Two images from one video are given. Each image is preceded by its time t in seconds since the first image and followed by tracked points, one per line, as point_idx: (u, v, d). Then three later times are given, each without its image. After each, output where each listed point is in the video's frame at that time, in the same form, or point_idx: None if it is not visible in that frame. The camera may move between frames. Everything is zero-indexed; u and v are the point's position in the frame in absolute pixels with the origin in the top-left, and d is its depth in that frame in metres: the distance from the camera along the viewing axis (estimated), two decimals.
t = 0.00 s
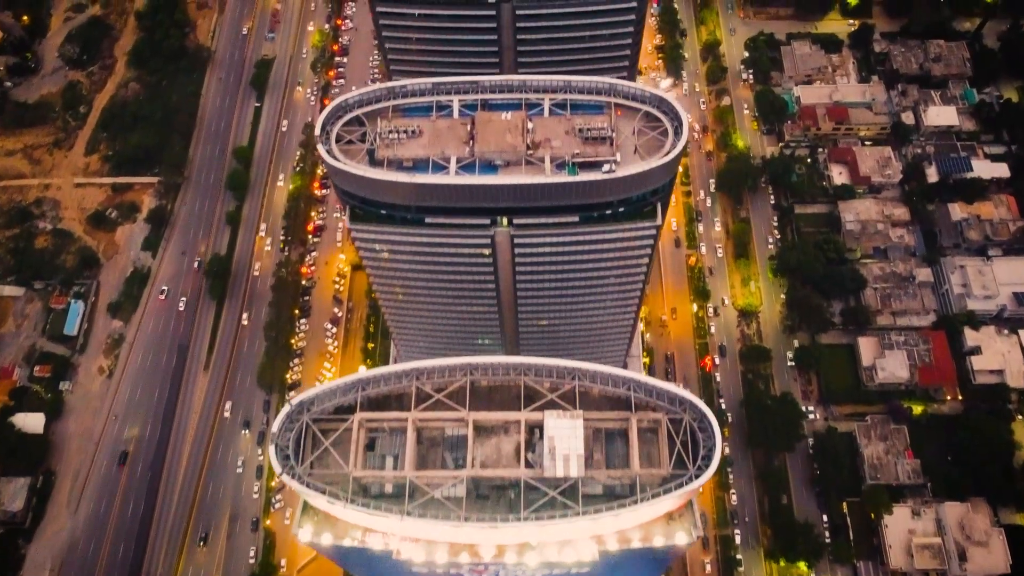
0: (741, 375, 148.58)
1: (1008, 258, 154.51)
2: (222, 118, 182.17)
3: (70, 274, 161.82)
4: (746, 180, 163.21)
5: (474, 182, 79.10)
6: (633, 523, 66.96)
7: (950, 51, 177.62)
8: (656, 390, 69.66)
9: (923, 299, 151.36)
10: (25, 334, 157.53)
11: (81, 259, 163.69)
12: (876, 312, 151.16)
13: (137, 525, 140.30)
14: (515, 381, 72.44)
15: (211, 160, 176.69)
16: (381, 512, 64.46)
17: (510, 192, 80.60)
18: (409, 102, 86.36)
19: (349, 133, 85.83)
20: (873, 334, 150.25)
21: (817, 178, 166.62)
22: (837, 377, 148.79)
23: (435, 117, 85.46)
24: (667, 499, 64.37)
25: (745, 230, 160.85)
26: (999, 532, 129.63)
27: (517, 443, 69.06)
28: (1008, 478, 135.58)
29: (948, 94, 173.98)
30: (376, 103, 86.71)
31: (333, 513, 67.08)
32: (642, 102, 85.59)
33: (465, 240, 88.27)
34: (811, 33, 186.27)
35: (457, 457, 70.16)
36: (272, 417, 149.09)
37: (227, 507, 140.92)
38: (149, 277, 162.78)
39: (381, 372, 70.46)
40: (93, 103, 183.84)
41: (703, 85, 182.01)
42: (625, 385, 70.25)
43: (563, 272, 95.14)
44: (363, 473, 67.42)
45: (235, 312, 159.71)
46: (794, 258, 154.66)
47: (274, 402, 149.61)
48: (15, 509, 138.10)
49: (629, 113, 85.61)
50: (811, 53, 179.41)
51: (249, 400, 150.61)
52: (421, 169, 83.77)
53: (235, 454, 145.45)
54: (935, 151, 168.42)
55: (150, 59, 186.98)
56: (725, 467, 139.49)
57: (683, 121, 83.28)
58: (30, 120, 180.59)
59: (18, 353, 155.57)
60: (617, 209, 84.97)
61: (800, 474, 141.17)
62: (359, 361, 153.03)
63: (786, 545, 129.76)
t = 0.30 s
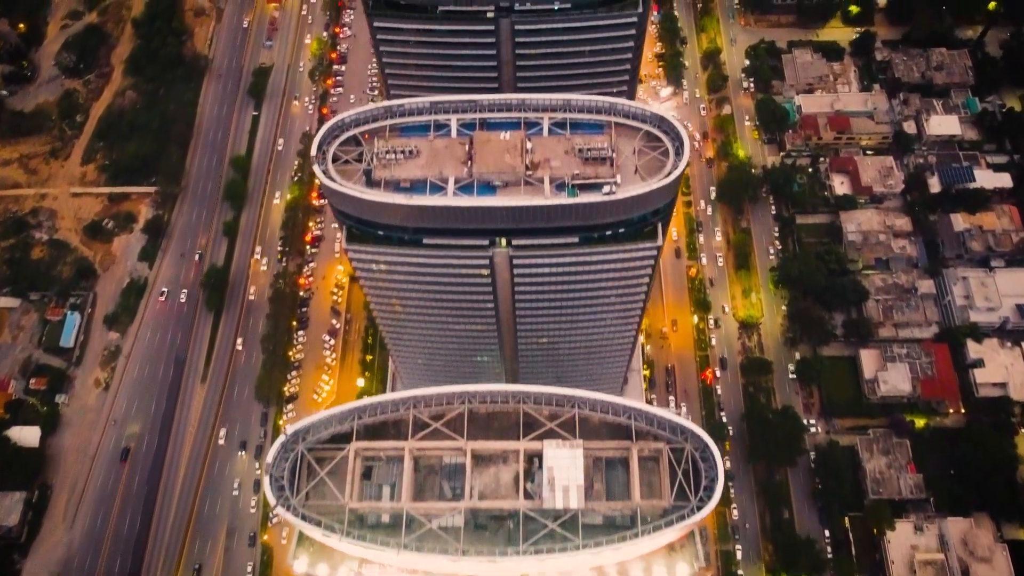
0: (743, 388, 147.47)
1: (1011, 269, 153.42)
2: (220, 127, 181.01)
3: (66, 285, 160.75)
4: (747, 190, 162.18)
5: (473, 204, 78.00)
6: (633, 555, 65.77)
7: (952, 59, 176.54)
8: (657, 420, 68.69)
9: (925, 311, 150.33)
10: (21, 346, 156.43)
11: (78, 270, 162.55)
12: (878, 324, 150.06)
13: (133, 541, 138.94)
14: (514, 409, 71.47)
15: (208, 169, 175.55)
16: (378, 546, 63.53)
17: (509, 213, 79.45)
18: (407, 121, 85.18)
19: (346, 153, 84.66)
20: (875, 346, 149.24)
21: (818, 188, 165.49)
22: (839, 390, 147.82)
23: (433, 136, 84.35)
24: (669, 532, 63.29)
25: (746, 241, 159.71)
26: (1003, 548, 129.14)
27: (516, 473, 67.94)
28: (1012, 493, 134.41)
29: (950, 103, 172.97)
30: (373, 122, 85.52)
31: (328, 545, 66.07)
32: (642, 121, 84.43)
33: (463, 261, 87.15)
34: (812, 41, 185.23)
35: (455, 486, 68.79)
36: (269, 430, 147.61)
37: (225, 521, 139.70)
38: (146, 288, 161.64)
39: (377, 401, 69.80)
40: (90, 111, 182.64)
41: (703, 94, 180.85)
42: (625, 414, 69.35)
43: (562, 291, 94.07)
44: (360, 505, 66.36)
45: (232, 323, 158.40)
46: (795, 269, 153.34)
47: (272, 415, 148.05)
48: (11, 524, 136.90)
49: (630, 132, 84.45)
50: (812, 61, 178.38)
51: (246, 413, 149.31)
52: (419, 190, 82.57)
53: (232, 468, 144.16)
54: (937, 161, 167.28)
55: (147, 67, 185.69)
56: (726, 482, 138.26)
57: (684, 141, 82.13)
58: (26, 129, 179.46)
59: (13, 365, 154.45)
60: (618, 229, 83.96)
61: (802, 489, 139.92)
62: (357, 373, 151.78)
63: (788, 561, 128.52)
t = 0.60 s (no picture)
0: (744, 401, 146.32)
1: (1014, 281, 152.35)
2: (217, 136, 179.78)
3: (62, 296, 159.59)
4: (748, 201, 161.06)
5: (471, 227, 76.85)
6: None
7: (954, 68, 175.62)
8: (659, 450, 67.80)
9: (927, 323, 149.52)
10: (17, 359, 155.26)
11: (74, 281, 161.43)
12: (880, 336, 149.05)
13: (129, 557, 137.74)
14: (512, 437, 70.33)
15: (205, 179, 174.28)
16: None
17: (508, 235, 78.38)
18: (404, 141, 84.05)
19: (342, 173, 83.46)
20: (877, 358, 148.14)
21: (819, 198, 164.29)
22: (841, 403, 146.70)
23: (431, 156, 83.26)
24: (670, 566, 62.63)
25: (748, 252, 158.49)
26: (1007, 565, 127.35)
27: (514, 503, 66.75)
28: (1016, 508, 133.25)
29: (952, 112, 171.84)
30: (370, 141, 84.41)
31: None
32: (643, 141, 83.33)
33: (462, 281, 85.93)
34: (813, 48, 184.11)
35: (453, 516, 67.59)
36: (266, 444, 146.33)
37: (221, 536, 138.46)
38: (142, 300, 160.46)
39: (373, 430, 68.61)
40: (86, 120, 181.42)
41: (704, 102, 179.72)
42: (626, 444, 68.42)
43: (562, 309, 92.82)
44: (356, 537, 65.28)
45: (229, 335, 157.07)
46: (796, 281, 152.16)
47: (270, 428, 146.77)
48: (6, 539, 135.68)
49: (630, 152, 83.36)
50: (814, 70, 177.39)
51: (243, 426, 148.09)
52: (416, 211, 81.45)
53: (229, 481, 143.00)
54: (939, 171, 166.14)
55: (144, 75, 184.52)
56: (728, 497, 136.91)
57: (685, 162, 81.10)
58: (22, 138, 178.29)
59: (9, 378, 153.26)
60: (618, 250, 82.84)
61: (804, 504, 138.68)
62: (355, 386, 150.54)
63: None
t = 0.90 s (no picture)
0: (745, 415, 145.17)
1: (1018, 292, 151.12)
2: (214, 145, 178.58)
3: (58, 308, 158.49)
4: (749, 211, 159.97)
5: (469, 251, 75.74)
6: None
7: (957, 77, 174.50)
8: (661, 481, 66.81)
9: (930, 335, 148.72)
10: (12, 371, 154.09)
11: (70, 293, 160.31)
12: (882, 349, 147.93)
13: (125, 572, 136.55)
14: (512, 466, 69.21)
15: (202, 189, 173.13)
16: None
17: (506, 259, 77.26)
18: (401, 161, 82.84)
19: (338, 195, 82.22)
20: (879, 371, 146.97)
21: (821, 208, 163.08)
22: (843, 417, 145.55)
23: (428, 177, 82.05)
24: None
25: (749, 264, 157.33)
26: None
27: (513, 535, 65.65)
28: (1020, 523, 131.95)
29: (955, 122, 170.62)
30: (367, 162, 83.20)
31: None
32: (643, 162, 82.17)
33: (459, 304, 84.76)
34: (815, 57, 182.81)
35: (451, 547, 66.31)
36: (264, 458, 144.91)
37: (218, 552, 137.01)
38: (139, 311, 159.22)
39: (368, 461, 67.49)
40: (83, 129, 180.23)
41: (705, 111, 178.55)
42: (628, 475, 67.43)
43: (561, 329, 91.68)
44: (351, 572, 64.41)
45: (227, 347, 155.79)
46: (798, 293, 150.89)
47: (267, 442, 145.49)
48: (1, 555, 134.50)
49: (631, 172, 82.24)
50: (815, 79, 176.31)
51: (240, 440, 146.79)
52: (413, 234, 80.27)
53: (226, 496, 141.65)
54: (942, 181, 164.89)
55: (141, 84, 183.40)
56: (729, 512, 135.62)
57: (686, 184, 80.00)
58: (18, 148, 177.17)
59: (5, 390, 152.11)
60: (619, 273, 81.73)
61: (805, 518, 137.42)
62: (354, 399, 149.36)
63: None
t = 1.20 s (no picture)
0: (746, 429, 143.97)
1: (1021, 304, 149.92)
2: (211, 154, 177.21)
3: (55, 320, 157.54)
4: (750, 222, 158.62)
5: (468, 276, 74.61)
6: None
7: (959, 86, 173.27)
8: (662, 514, 65.84)
9: (933, 348, 147.19)
10: (8, 383, 153.02)
11: (67, 304, 159.29)
12: (884, 361, 146.79)
13: None
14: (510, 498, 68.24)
15: (199, 198, 171.78)
16: None
17: (505, 283, 76.14)
18: (398, 183, 81.71)
19: (335, 217, 81.09)
20: (882, 384, 145.76)
21: (823, 219, 161.78)
22: (845, 430, 144.49)
23: (425, 199, 80.88)
24: None
25: (750, 275, 156.15)
26: None
27: (511, 568, 64.57)
28: None
29: (957, 131, 169.35)
30: (364, 184, 82.08)
31: None
32: (644, 183, 81.07)
33: (457, 327, 83.41)
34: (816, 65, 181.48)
35: None
36: (262, 471, 143.61)
37: (215, 567, 135.62)
38: (136, 323, 158.01)
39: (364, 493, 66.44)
40: (79, 138, 179.04)
41: (706, 120, 177.28)
42: (628, 507, 66.65)
43: (561, 350, 90.39)
44: None
45: (224, 360, 154.40)
46: (799, 305, 149.58)
47: (265, 455, 144.24)
48: None
49: (631, 194, 81.09)
50: (816, 88, 175.07)
51: (238, 454, 145.47)
52: (410, 257, 79.12)
53: (223, 511, 140.33)
54: (944, 192, 163.70)
55: (138, 93, 182.19)
56: (731, 528, 134.48)
57: (688, 206, 78.83)
58: (14, 157, 176.03)
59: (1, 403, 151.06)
60: (619, 295, 80.52)
61: (807, 533, 136.34)
62: (352, 412, 148.03)
63: None
